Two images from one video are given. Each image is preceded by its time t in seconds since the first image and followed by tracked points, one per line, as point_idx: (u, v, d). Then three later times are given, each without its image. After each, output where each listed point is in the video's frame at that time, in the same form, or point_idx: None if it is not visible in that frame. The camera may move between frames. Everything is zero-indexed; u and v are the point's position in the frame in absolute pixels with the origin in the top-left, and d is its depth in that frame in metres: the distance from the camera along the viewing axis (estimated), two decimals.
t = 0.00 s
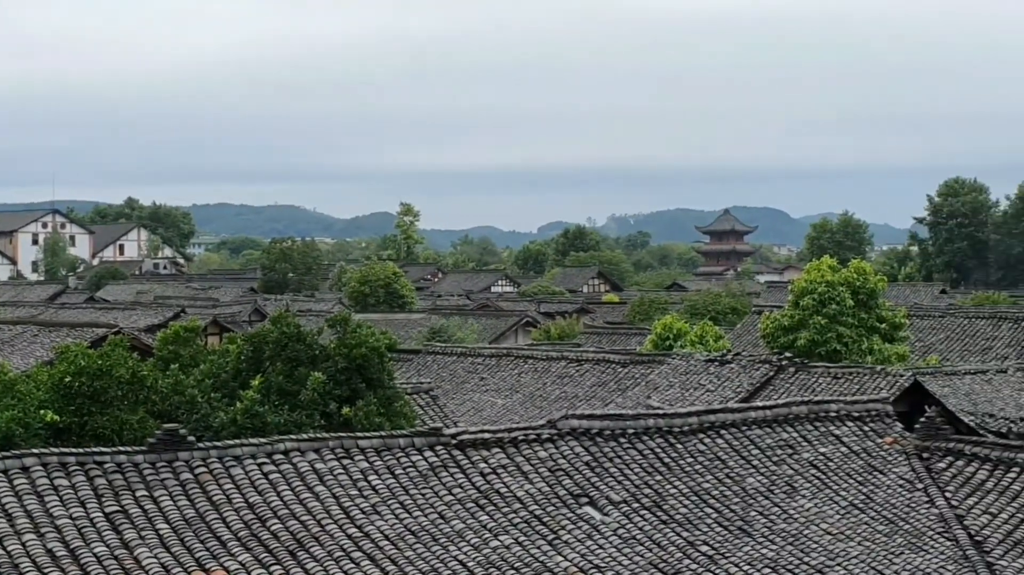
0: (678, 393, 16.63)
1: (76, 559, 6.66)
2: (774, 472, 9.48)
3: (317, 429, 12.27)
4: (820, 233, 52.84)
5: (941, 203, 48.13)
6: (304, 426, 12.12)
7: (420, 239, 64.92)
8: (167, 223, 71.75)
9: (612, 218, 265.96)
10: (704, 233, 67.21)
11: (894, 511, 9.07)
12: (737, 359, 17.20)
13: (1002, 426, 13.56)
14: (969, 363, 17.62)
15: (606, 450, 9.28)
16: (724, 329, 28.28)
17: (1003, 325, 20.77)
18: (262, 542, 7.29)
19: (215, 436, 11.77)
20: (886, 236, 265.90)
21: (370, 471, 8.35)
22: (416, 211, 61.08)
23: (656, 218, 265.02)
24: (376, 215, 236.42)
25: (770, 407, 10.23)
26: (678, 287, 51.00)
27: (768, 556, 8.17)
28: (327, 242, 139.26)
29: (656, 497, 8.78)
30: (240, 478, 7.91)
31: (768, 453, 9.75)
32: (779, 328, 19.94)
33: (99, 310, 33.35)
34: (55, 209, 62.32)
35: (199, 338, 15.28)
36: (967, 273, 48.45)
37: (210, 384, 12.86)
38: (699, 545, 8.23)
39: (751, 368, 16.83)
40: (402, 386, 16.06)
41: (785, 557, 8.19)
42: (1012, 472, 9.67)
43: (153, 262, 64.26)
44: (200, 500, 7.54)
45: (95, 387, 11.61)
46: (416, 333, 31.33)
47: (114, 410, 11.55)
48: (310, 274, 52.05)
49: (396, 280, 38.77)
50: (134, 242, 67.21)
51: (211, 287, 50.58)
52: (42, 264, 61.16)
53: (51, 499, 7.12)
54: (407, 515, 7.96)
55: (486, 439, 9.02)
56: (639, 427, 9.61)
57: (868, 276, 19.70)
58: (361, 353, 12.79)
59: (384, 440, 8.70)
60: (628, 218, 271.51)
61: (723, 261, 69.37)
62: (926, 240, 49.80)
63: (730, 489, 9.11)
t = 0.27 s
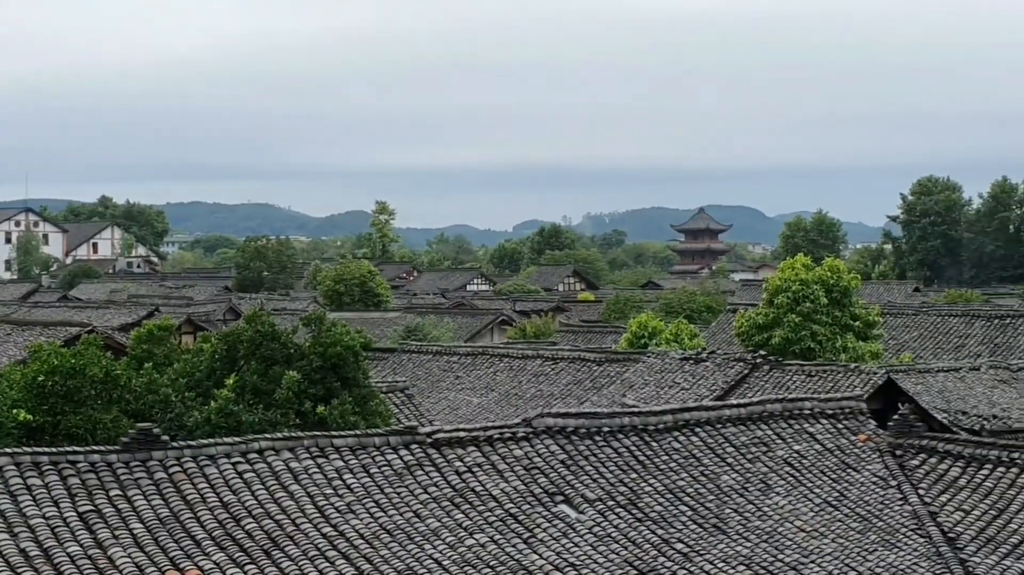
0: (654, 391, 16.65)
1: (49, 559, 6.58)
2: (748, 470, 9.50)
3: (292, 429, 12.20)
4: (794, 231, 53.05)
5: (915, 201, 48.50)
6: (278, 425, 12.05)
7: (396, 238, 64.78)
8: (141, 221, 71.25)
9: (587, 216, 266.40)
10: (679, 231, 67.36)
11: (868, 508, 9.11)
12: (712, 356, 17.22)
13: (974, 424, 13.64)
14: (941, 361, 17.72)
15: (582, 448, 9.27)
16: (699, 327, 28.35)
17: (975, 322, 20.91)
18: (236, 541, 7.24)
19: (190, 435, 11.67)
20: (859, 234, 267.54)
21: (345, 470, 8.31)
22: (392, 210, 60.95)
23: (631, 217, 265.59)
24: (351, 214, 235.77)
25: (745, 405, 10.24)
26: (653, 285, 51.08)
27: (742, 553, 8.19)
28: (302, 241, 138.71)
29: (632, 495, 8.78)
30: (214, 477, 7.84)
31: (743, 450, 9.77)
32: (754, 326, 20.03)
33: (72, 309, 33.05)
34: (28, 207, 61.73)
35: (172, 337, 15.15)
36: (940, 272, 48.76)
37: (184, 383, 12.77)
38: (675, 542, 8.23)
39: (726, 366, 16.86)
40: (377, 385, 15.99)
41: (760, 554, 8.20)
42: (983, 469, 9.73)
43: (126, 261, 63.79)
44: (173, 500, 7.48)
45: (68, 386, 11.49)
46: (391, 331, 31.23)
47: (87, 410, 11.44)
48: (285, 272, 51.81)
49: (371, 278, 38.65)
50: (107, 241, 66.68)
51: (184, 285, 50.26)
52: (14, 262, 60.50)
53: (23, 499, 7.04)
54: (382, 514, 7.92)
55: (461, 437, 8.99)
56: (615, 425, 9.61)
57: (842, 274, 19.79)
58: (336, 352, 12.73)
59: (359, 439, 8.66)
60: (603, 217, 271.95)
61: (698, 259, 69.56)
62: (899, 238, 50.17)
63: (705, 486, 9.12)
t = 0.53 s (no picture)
0: (637, 389, 16.67)
1: (31, 558, 6.53)
2: (732, 467, 9.50)
3: (275, 427, 12.15)
4: (777, 229, 53.16)
5: (897, 199, 48.71)
6: (261, 424, 12.00)
7: (379, 236, 64.68)
8: (124, 219, 70.93)
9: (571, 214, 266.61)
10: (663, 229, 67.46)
11: (850, 505, 9.13)
12: (695, 354, 17.24)
13: (956, 421, 13.69)
14: (923, 359, 17.78)
15: (566, 446, 9.25)
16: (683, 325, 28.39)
17: (957, 319, 20.99)
18: (220, 540, 7.20)
19: (172, 433, 11.63)
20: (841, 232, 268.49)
21: (329, 468, 8.27)
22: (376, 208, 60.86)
23: (615, 215, 265.90)
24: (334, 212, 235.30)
25: (728, 403, 10.25)
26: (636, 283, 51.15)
27: (725, 550, 8.20)
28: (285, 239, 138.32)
29: (615, 493, 8.77)
30: (197, 476, 7.80)
31: (726, 447, 9.78)
32: (737, 324, 20.07)
33: (54, 307, 32.86)
34: (9, 205, 61.34)
35: (154, 336, 15.06)
36: (922, 269, 48.95)
37: (167, 382, 12.69)
38: (658, 539, 8.23)
39: (710, 363, 16.87)
40: (360, 383, 15.95)
41: (743, 551, 8.21)
42: (966, 466, 9.76)
43: (109, 259, 63.48)
44: (156, 498, 7.43)
45: (50, 385, 11.39)
46: (375, 330, 31.18)
47: (69, 408, 11.36)
48: (267, 270, 51.65)
49: (354, 276, 38.56)
50: (89, 239, 66.32)
51: (167, 284, 50.07)
52: None
53: (5, 498, 6.98)
54: (366, 512, 7.89)
55: (445, 435, 8.96)
56: (598, 422, 9.59)
57: (824, 272, 19.84)
58: (319, 350, 12.68)
59: (343, 438, 8.62)
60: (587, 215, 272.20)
61: (682, 257, 69.67)
62: (881, 236, 50.34)
63: (689, 483, 9.13)
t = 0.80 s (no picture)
0: (626, 387, 16.68)
1: (20, 557, 6.50)
2: (721, 465, 9.51)
3: (265, 426, 12.12)
4: (766, 227, 53.20)
5: (885, 197, 48.89)
6: (251, 422, 11.97)
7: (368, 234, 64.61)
8: (112, 218, 70.68)
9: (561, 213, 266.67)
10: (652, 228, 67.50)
11: (839, 502, 9.14)
12: (684, 352, 17.24)
13: (944, 418, 13.73)
14: (911, 356, 17.82)
15: (555, 444, 9.24)
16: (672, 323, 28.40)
17: (946, 317, 21.04)
18: (209, 538, 7.17)
19: (161, 432, 11.60)
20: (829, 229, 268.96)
21: (318, 467, 8.25)
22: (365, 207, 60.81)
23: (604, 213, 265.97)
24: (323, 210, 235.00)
25: (717, 400, 10.25)
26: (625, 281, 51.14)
27: (714, 548, 8.20)
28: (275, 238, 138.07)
29: (605, 490, 8.77)
30: (186, 475, 7.77)
31: (715, 445, 9.78)
32: (726, 321, 20.10)
33: (42, 306, 32.74)
34: None
35: (143, 334, 14.99)
36: (910, 267, 49.03)
37: (156, 380, 12.65)
38: (647, 537, 8.23)
39: (699, 361, 16.88)
40: (349, 382, 15.92)
41: (732, 548, 8.21)
42: (954, 463, 9.78)
43: (97, 258, 63.27)
44: (146, 497, 7.40)
45: (38, 384, 11.27)
46: (364, 328, 31.13)
47: (58, 407, 11.29)
48: (256, 269, 51.54)
49: (344, 275, 38.50)
50: (78, 237, 66.05)
51: (155, 282, 49.93)
52: None
53: None
54: (355, 510, 7.87)
55: (434, 433, 8.94)
56: (588, 420, 9.58)
57: (813, 269, 19.86)
58: (308, 349, 12.65)
59: (332, 436, 8.60)
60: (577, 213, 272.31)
61: (671, 255, 69.71)
62: (870, 234, 50.59)
63: (678, 481, 9.13)
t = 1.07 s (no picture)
0: (615, 385, 16.69)
1: (8, 556, 6.47)
2: (710, 464, 9.51)
3: (254, 425, 12.08)
4: (755, 226, 53.30)
5: (874, 196, 49.09)
6: (240, 421, 11.93)
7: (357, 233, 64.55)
8: (101, 217, 70.43)
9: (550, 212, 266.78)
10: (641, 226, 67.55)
11: (828, 501, 9.15)
12: (673, 350, 17.26)
13: (932, 417, 13.77)
14: (900, 355, 17.87)
15: (544, 443, 9.23)
16: (661, 321, 28.45)
17: (934, 316, 21.09)
18: (198, 537, 7.15)
19: (150, 432, 11.56)
20: (818, 228, 269.41)
21: (307, 466, 8.23)
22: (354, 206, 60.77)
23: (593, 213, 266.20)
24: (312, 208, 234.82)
25: (706, 399, 10.25)
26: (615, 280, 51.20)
27: (703, 546, 8.20)
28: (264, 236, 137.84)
29: (594, 489, 8.76)
30: (175, 474, 7.74)
31: (704, 444, 9.78)
32: (715, 321, 20.13)
33: (30, 305, 32.61)
34: None
35: (132, 333, 14.92)
36: (899, 266, 49.18)
37: (144, 379, 12.60)
38: (636, 536, 8.23)
39: (688, 360, 16.89)
40: (338, 381, 15.88)
41: (721, 547, 8.22)
42: (942, 462, 9.80)
43: (86, 257, 63.08)
44: (134, 496, 7.37)
45: (27, 383, 11.21)
46: (354, 327, 31.10)
47: (46, 406, 11.24)
48: (245, 267, 51.44)
49: (333, 274, 38.44)
50: (66, 236, 65.77)
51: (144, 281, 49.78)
52: None
53: None
54: (344, 509, 7.85)
55: (423, 432, 8.92)
56: (577, 419, 9.56)
57: (802, 268, 19.89)
58: (298, 348, 12.62)
59: (321, 435, 8.57)
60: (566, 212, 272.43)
61: (660, 254, 69.79)
62: (859, 233, 50.83)
63: (667, 480, 9.13)
